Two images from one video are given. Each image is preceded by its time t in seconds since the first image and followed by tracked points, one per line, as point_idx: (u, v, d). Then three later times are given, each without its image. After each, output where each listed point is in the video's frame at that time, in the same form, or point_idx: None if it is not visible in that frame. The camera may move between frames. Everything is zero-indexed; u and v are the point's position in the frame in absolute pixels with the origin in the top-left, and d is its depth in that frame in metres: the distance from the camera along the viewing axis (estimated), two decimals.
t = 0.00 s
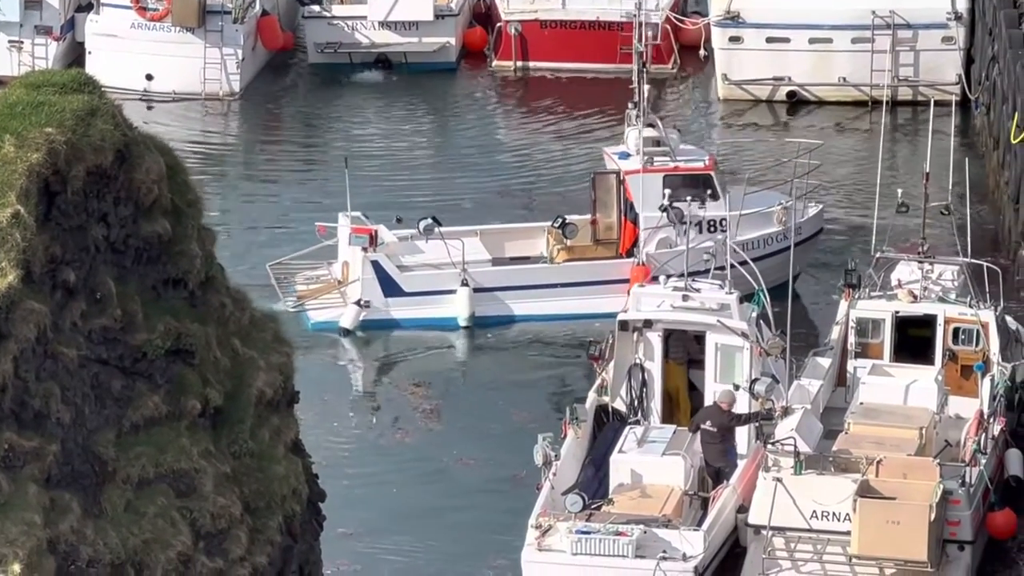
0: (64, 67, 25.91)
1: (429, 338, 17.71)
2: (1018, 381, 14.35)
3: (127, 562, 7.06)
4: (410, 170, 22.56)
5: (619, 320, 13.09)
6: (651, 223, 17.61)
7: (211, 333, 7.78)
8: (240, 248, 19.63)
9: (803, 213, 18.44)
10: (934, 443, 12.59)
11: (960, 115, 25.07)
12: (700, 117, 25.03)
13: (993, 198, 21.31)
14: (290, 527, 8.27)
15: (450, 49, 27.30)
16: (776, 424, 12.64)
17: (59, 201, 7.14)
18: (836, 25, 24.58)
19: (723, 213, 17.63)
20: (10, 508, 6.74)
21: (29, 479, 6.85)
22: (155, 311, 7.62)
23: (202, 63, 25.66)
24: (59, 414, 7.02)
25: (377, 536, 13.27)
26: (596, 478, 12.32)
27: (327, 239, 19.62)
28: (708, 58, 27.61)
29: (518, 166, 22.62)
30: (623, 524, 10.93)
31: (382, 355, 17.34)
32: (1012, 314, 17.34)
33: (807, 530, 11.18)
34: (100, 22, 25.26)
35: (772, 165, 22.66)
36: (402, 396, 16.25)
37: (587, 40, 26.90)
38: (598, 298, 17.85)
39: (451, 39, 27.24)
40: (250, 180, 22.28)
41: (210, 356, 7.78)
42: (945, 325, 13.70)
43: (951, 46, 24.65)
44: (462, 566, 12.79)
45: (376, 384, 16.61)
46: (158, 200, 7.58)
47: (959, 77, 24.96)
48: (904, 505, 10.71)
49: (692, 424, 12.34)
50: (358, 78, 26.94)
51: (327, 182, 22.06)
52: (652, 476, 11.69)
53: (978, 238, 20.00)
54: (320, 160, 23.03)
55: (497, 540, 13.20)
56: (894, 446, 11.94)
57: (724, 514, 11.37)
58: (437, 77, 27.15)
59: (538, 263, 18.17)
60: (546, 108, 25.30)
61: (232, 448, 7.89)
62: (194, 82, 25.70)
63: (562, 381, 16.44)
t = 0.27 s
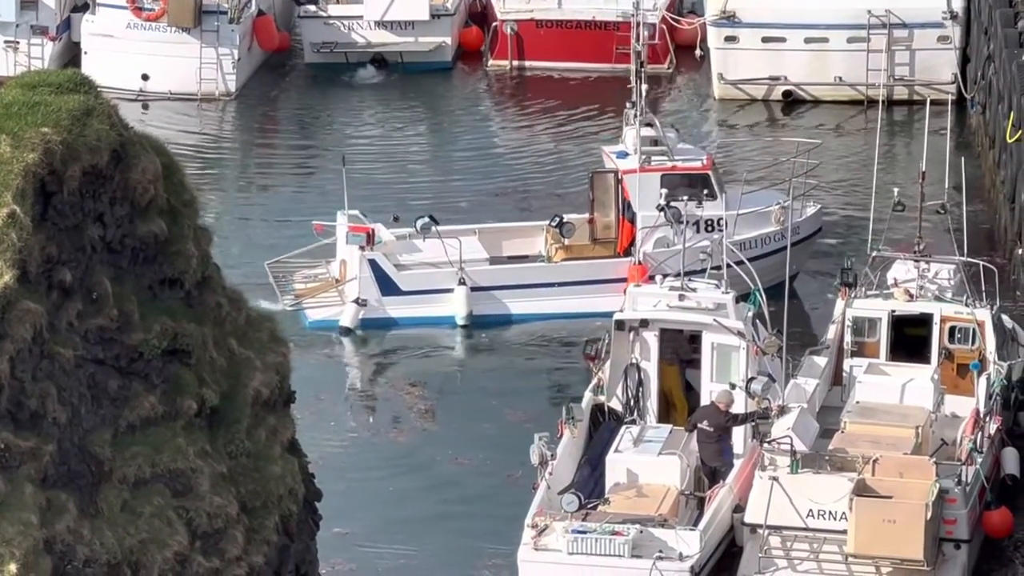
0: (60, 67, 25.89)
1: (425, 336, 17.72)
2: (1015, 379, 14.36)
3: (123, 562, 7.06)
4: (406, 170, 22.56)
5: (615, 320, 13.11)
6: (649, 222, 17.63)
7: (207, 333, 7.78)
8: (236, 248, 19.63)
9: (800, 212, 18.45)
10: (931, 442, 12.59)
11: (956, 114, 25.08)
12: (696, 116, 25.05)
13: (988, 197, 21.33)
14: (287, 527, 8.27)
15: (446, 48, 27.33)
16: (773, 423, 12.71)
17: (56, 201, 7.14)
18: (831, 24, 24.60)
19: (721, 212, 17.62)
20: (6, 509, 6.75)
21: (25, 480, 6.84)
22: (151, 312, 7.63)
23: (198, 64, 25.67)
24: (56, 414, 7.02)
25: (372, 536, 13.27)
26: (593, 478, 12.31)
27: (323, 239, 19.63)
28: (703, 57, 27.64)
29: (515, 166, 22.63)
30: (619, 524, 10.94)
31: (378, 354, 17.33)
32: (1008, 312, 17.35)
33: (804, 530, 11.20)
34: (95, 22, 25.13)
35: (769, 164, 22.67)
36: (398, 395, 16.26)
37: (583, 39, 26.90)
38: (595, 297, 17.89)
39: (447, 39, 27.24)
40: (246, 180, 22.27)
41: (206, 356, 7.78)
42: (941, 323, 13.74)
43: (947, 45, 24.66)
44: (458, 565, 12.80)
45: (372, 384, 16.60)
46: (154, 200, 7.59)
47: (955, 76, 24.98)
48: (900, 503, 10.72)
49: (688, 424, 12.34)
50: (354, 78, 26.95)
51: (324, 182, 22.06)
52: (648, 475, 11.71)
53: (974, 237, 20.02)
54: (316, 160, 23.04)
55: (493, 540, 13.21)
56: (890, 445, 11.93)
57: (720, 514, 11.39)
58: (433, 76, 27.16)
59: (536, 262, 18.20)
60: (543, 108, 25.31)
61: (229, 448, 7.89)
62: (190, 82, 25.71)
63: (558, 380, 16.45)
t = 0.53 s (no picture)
0: (58, 69, 25.87)
1: (425, 336, 17.73)
2: (1014, 380, 14.37)
3: (122, 563, 7.08)
4: (405, 171, 22.57)
5: (615, 320, 13.12)
6: (647, 223, 17.64)
7: (206, 335, 7.78)
8: (235, 249, 19.63)
9: (799, 214, 18.48)
10: (929, 443, 12.59)
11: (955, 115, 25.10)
12: (695, 117, 25.06)
13: (987, 198, 21.35)
14: (286, 528, 8.26)
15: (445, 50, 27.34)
16: (771, 424, 12.74)
17: (54, 203, 7.14)
18: (829, 25, 24.63)
19: (720, 214, 17.61)
20: (6, 510, 6.76)
21: (24, 481, 6.85)
22: (149, 313, 7.63)
23: (197, 65, 25.68)
24: (55, 416, 7.02)
25: (370, 537, 13.27)
26: (591, 478, 12.30)
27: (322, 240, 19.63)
28: (702, 59, 27.66)
29: (513, 167, 22.64)
30: (618, 526, 10.94)
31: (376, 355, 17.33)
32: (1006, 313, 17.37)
33: (802, 530, 11.18)
34: (94, 24, 25.09)
35: (768, 165, 22.68)
36: (395, 397, 16.26)
37: (582, 40, 26.94)
38: (594, 298, 17.89)
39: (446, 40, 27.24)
40: (245, 181, 22.27)
41: (205, 357, 7.78)
42: (940, 324, 13.76)
43: (946, 47, 24.77)
44: (456, 566, 12.80)
45: (371, 385, 16.60)
46: (152, 201, 7.59)
47: (953, 77, 25.02)
48: (899, 504, 10.73)
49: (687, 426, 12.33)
50: (353, 79, 26.96)
51: (323, 183, 22.06)
52: (647, 477, 11.70)
53: (972, 238, 20.03)
54: (315, 161, 23.04)
55: (490, 541, 13.20)
56: (889, 446, 11.93)
57: (719, 514, 11.39)
58: (431, 77, 27.17)
59: (535, 263, 18.23)
60: (541, 109, 25.33)
61: (228, 450, 7.90)
62: (189, 84, 25.72)
63: (556, 381, 16.46)
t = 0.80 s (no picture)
0: (58, 73, 25.87)
1: (426, 338, 17.76)
2: (1014, 382, 14.37)
3: (124, 566, 7.07)
4: (405, 174, 22.59)
5: (615, 323, 13.13)
6: (647, 226, 17.71)
7: (206, 339, 7.84)
8: (236, 252, 19.65)
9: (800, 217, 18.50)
10: (930, 445, 12.58)
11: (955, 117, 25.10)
12: (695, 120, 25.06)
13: (987, 200, 21.36)
14: (286, 531, 8.27)
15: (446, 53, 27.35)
16: (772, 427, 12.77)
17: (55, 206, 7.16)
18: (829, 28, 24.65)
19: (720, 217, 17.59)
20: (7, 514, 6.73)
21: (25, 485, 6.83)
22: (150, 317, 7.66)
23: (197, 68, 25.68)
24: (56, 419, 7.00)
25: (370, 539, 13.29)
26: (592, 481, 12.31)
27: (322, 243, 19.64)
28: (702, 62, 27.67)
29: (514, 170, 22.65)
30: (618, 528, 10.94)
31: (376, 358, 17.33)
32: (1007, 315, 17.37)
33: (803, 533, 11.19)
34: (94, 28, 25.03)
35: (768, 168, 22.68)
36: (395, 400, 16.25)
37: (582, 43, 26.93)
38: (593, 301, 17.91)
39: (446, 42, 27.23)
40: (245, 185, 22.27)
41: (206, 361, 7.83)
42: (940, 327, 13.76)
43: (946, 50, 24.80)
44: (456, 568, 12.81)
45: (371, 387, 16.62)
46: (153, 205, 7.66)
47: (953, 79, 25.03)
48: (901, 507, 10.72)
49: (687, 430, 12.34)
50: (354, 82, 26.98)
51: (323, 187, 22.06)
52: (648, 479, 11.70)
53: (973, 240, 20.04)
54: (315, 165, 23.04)
55: (489, 544, 13.20)
56: (890, 449, 11.93)
57: (719, 518, 11.39)
58: (432, 81, 27.18)
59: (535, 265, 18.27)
60: (542, 112, 25.35)
61: (228, 453, 7.92)
62: (189, 87, 25.75)
63: (557, 384, 16.47)
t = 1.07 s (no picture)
0: (61, 78, 25.88)
1: (427, 343, 17.74)
2: (1017, 387, 14.36)
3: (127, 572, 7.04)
4: (408, 179, 22.60)
5: (617, 329, 13.11)
6: (647, 232, 17.75)
7: (208, 344, 7.86)
8: (239, 257, 19.66)
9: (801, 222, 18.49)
10: (932, 450, 12.58)
11: (957, 122, 25.09)
12: (698, 125, 25.07)
13: (989, 205, 21.36)
14: (289, 537, 8.28)
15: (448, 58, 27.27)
16: (773, 433, 12.71)
17: (57, 212, 7.20)
18: (831, 33, 24.62)
19: (721, 223, 17.69)
20: (9, 519, 6.69)
21: (28, 490, 6.82)
22: (152, 323, 7.69)
23: (200, 74, 25.69)
24: (57, 425, 7.00)
25: (372, 544, 13.31)
26: (593, 488, 12.40)
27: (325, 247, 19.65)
28: (705, 67, 27.67)
29: (516, 175, 22.66)
30: (620, 533, 10.95)
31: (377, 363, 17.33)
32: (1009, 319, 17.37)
33: (805, 538, 11.20)
34: (97, 33, 25.18)
35: (769, 173, 22.69)
36: (395, 405, 16.24)
37: (584, 49, 26.89)
38: (594, 306, 17.87)
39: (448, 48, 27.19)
40: (247, 191, 22.27)
41: (208, 367, 7.85)
42: (943, 331, 13.73)
43: (949, 54, 24.67)
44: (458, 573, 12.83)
45: (374, 391, 16.63)
46: (155, 211, 7.70)
47: (956, 84, 25.00)
48: (903, 512, 10.74)
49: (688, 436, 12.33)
50: (356, 87, 27.00)
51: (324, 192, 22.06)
52: (649, 484, 11.71)
53: (975, 245, 20.03)
54: (317, 171, 23.04)
55: (490, 550, 13.19)
56: (892, 454, 11.92)
57: (722, 521, 11.39)
58: (434, 86, 27.19)
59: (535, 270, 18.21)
60: (544, 117, 25.36)
61: (231, 458, 7.93)
62: (192, 93, 25.75)
63: (559, 388, 16.48)
